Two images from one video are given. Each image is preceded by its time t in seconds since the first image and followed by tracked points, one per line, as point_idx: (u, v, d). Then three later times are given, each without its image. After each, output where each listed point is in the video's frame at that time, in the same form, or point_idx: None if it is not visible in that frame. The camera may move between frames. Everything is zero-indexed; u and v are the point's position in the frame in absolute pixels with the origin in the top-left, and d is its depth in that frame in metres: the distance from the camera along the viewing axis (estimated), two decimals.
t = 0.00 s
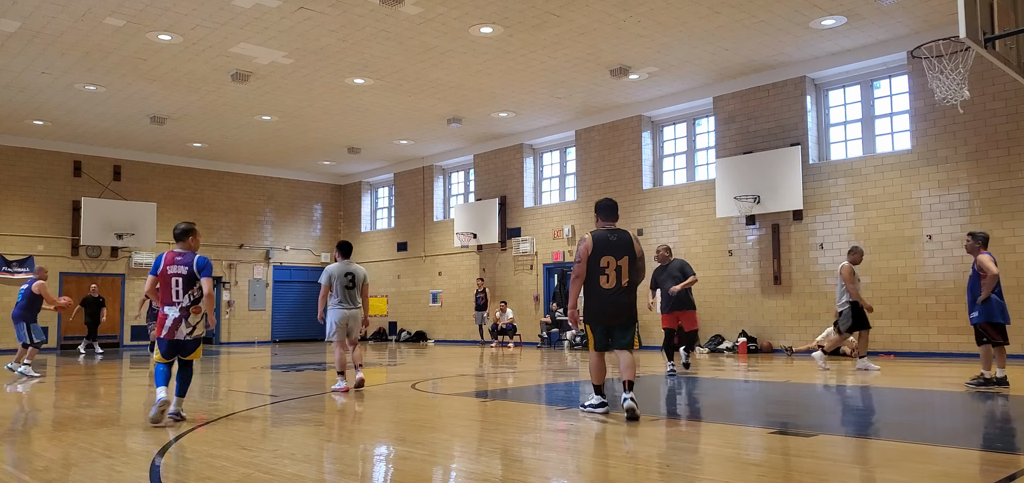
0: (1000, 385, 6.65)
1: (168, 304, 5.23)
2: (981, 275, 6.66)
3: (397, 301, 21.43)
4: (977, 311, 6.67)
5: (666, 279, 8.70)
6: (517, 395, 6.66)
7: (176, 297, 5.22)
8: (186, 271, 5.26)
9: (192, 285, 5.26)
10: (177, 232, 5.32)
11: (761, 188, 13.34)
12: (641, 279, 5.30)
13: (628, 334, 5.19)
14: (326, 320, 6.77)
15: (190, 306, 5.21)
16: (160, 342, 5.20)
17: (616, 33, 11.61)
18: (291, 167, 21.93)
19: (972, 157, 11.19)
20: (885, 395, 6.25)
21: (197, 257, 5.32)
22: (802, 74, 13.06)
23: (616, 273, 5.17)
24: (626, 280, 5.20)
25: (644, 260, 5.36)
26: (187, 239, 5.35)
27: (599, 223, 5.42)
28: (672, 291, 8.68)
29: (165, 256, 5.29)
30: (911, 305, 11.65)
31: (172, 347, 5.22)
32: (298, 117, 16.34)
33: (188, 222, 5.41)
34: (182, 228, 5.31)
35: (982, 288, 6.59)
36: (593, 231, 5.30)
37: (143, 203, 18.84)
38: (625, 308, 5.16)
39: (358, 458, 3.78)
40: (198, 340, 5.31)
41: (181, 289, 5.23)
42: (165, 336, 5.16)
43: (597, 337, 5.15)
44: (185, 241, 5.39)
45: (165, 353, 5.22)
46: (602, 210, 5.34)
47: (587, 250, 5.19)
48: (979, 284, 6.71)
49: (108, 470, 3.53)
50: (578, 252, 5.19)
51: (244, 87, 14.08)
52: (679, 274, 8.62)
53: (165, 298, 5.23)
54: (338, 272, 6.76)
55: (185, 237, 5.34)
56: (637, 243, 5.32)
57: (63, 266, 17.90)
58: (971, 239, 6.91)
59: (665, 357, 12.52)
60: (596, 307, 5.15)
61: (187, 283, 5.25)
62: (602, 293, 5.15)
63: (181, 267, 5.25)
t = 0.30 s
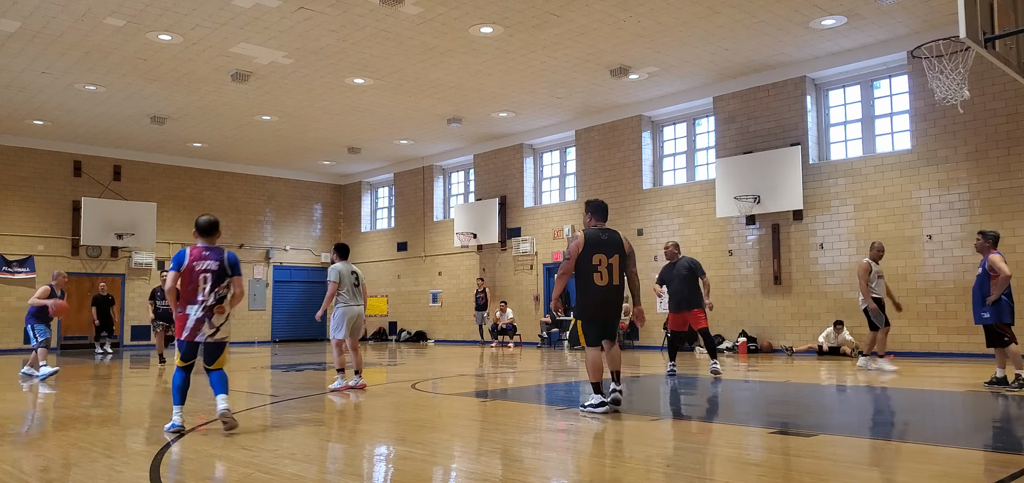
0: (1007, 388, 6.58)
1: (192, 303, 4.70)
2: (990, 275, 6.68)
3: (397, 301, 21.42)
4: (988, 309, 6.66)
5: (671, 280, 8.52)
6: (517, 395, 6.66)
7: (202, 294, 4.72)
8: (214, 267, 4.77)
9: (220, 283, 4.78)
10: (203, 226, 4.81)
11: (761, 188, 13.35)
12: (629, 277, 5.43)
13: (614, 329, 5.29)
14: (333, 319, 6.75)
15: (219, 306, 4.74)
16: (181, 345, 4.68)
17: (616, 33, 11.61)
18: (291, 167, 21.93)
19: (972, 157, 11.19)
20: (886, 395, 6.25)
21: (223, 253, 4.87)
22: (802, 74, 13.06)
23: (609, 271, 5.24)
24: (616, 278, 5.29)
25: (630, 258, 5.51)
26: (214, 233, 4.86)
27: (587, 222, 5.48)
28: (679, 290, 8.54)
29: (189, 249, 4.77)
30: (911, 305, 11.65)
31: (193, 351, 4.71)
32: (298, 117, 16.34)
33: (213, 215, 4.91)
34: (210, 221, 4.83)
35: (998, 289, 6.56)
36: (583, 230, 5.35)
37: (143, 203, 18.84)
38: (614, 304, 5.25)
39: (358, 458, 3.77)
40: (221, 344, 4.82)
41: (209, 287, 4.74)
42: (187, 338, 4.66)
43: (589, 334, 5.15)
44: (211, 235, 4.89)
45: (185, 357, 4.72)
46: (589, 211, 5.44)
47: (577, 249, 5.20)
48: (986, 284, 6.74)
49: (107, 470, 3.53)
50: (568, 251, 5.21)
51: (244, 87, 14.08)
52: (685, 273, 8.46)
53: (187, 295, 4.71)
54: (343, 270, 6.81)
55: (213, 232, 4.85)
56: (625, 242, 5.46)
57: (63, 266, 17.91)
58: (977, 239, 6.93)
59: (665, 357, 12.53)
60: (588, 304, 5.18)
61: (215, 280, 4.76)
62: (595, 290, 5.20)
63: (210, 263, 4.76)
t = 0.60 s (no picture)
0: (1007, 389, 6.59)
1: (228, 291, 4.20)
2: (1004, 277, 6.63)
3: (397, 301, 21.42)
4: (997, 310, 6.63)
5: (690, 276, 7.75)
6: (517, 395, 6.66)
7: (239, 281, 4.21)
8: (252, 252, 4.24)
9: (259, 269, 4.25)
10: (238, 210, 4.31)
11: (760, 188, 13.35)
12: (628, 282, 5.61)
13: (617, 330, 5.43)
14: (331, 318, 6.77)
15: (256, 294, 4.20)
16: (218, 341, 4.17)
17: (616, 33, 11.61)
18: (291, 167, 21.93)
19: (972, 157, 11.19)
20: (886, 396, 6.25)
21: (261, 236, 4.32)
22: (802, 75, 13.05)
23: (614, 274, 5.40)
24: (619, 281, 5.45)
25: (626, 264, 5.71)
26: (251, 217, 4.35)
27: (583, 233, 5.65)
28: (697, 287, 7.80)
29: (223, 235, 4.28)
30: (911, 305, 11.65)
31: (231, 347, 4.20)
32: (299, 117, 16.34)
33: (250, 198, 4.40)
34: (245, 204, 4.32)
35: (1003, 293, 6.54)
36: (581, 240, 5.52)
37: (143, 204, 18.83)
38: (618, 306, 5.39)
39: (357, 458, 3.77)
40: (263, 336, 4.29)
41: (245, 274, 4.21)
42: (225, 331, 4.15)
43: (595, 336, 5.25)
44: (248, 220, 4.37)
45: (227, 357, 4.20)
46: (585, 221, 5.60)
47: (581, 255, 5.36)
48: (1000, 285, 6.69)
49: (107, 470, 3.53)
50: (572, 256, 5.35)
51: (244, 87, 14.08)
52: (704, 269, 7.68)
53: (224, 283, 4.21)
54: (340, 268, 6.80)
55: (249, 215, 4.33)
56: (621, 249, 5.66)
57: (63, 266, 17.90)
58: (985, 239, 6.95)
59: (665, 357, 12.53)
60: (597, 306, 5.29)
61: (253, 266, 4.23)
62: (602, 291, 5.32)
63: (247, 247, 4.23)
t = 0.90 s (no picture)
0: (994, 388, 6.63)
1: (266, 301, 3.67)
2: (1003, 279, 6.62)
3: (397, 302, 21.43)
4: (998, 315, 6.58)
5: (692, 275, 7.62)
6: (517, 395, 6.66)
7: (278, 292, 3.69)
8: (295, 262, 3.74)
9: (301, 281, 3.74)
10: (280, 216, 3.79)
11: (761, 188, 13.35)
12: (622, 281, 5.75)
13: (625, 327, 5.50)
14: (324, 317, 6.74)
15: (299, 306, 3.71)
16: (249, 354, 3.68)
17: (616, 33, 11.61)
18: (291, 167, 21.93)
19: (972, 157, 11.19)
20: (886, 396, 6.25)
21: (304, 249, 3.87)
22: (802, 75, 13.05)
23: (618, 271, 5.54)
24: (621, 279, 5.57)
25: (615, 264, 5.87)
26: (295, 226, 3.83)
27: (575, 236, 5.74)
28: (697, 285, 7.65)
29: (264, 243, 3.77)
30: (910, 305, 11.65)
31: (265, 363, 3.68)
32: (299, 117, 16.35)
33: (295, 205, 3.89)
34: (289, 211, 3.81)
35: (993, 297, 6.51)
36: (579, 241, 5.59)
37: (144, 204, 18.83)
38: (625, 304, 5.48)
39: (356, 457, 3.77)
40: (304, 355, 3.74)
41: (289, 285, 3.72)
42: (257, 345, 3.64)
43: (611, 331, 5.30)
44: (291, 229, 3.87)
45: (261, 371, 3.71)
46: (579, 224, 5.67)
47: (589, 255, 5.43)
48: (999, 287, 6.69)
49: (107, 470, 3.53)
50: (582, 256, 5.39)
51: (244, 87, 14.08)
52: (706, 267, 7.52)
53: (260, 294, 3.68)
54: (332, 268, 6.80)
55: (293, 223, 3.83)
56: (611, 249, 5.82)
57: (63, 266, 17.90)
58: (985, 238, 6.93)
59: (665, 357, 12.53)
60: (610, 303, 5.35)
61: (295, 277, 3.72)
62: (613, 287, 5.41)
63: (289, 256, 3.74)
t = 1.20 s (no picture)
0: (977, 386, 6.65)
1: (283, 291, 3.34)
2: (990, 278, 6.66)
3: (397, 302, 21.43)
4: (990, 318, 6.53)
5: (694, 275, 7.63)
6: (517, 395, 6.66)
7: (297, 279, 3.36)
8: (315, 249, 3.44)
9: (322, 269, 3.43)
10: (298, 205, 3.54)
11: (760, 189, 13.35)
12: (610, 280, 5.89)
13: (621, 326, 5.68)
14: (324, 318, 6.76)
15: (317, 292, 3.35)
16: (266, 353, 3.32)
17: (616, 33, 11.61)
18: (291, 167, 21.93)
19: (972, 157, 11.19)
20: (886, 396, 6.25)
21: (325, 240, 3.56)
22: (802, 75, 13.06)
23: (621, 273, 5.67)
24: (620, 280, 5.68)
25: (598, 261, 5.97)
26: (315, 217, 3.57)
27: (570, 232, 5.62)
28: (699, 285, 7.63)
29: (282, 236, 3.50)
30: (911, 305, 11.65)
31: (284, 360, 3.31)
32: (299, 117, 16.34)
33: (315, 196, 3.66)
34: (307, 200, 3.56)
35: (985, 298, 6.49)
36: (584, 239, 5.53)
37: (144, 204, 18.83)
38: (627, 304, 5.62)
39: (356, 458, 3.76)
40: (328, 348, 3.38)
41: (305, 271, 3.38)
42: (275, 337, 3.28)
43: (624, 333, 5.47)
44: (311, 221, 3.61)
45: (278, 374, 3.33)
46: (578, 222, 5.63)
47: (606, 256, 5.39)
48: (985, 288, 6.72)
49: (108, 470, 3.53)
50: (602, 257, 5.31)
51: (244, 87, 14.08)
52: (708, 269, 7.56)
53: (277, 283, 3.36)
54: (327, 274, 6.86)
55: (313, 211, 3.56)
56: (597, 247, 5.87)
57: (63, 266, 17.90)
58: (972, 239, 6.94)
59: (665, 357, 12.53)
60: (622, 305, 5.47)
61: (316, 264, 3.41)
62: (623, 290, 5.53)
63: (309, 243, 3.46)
